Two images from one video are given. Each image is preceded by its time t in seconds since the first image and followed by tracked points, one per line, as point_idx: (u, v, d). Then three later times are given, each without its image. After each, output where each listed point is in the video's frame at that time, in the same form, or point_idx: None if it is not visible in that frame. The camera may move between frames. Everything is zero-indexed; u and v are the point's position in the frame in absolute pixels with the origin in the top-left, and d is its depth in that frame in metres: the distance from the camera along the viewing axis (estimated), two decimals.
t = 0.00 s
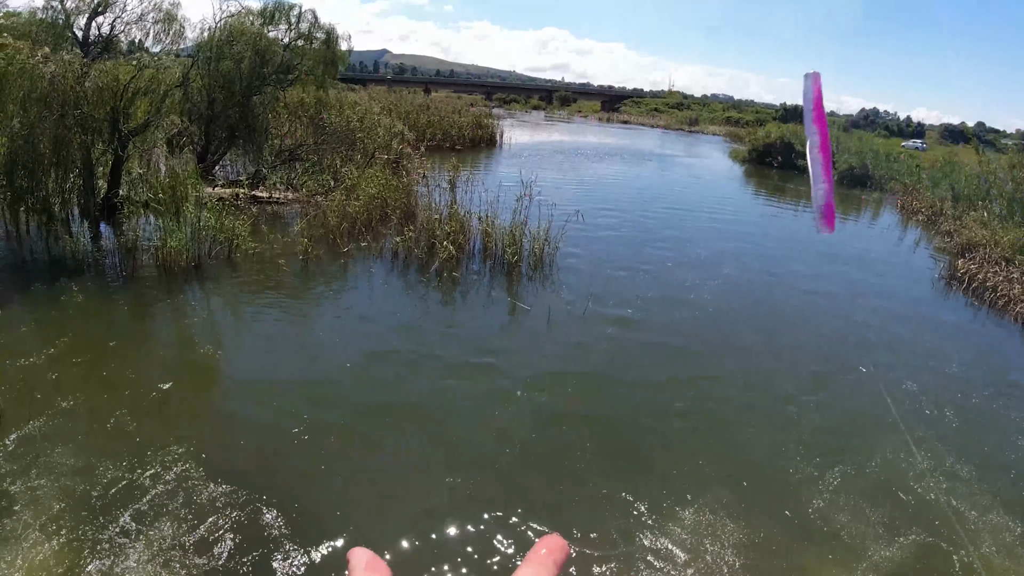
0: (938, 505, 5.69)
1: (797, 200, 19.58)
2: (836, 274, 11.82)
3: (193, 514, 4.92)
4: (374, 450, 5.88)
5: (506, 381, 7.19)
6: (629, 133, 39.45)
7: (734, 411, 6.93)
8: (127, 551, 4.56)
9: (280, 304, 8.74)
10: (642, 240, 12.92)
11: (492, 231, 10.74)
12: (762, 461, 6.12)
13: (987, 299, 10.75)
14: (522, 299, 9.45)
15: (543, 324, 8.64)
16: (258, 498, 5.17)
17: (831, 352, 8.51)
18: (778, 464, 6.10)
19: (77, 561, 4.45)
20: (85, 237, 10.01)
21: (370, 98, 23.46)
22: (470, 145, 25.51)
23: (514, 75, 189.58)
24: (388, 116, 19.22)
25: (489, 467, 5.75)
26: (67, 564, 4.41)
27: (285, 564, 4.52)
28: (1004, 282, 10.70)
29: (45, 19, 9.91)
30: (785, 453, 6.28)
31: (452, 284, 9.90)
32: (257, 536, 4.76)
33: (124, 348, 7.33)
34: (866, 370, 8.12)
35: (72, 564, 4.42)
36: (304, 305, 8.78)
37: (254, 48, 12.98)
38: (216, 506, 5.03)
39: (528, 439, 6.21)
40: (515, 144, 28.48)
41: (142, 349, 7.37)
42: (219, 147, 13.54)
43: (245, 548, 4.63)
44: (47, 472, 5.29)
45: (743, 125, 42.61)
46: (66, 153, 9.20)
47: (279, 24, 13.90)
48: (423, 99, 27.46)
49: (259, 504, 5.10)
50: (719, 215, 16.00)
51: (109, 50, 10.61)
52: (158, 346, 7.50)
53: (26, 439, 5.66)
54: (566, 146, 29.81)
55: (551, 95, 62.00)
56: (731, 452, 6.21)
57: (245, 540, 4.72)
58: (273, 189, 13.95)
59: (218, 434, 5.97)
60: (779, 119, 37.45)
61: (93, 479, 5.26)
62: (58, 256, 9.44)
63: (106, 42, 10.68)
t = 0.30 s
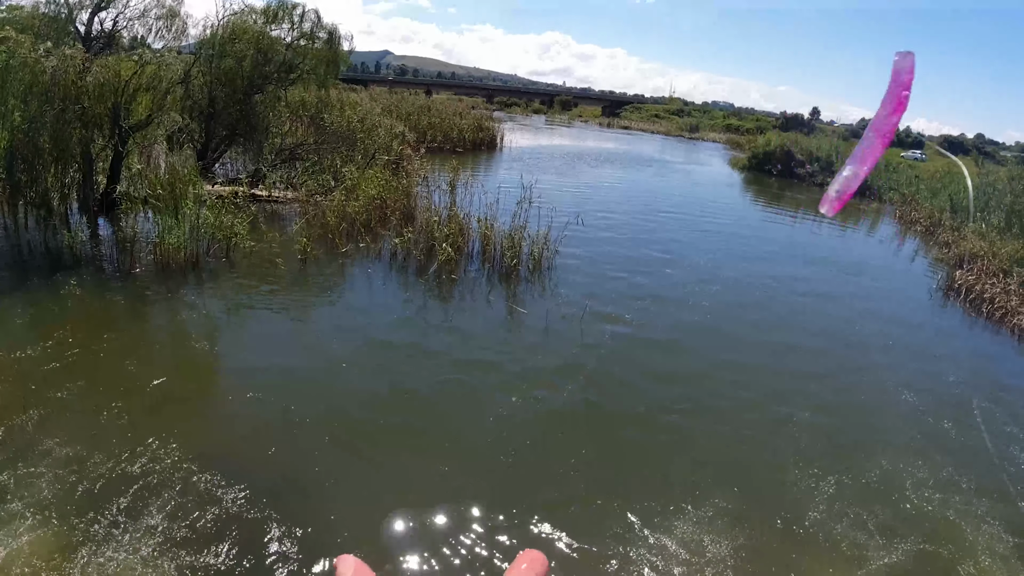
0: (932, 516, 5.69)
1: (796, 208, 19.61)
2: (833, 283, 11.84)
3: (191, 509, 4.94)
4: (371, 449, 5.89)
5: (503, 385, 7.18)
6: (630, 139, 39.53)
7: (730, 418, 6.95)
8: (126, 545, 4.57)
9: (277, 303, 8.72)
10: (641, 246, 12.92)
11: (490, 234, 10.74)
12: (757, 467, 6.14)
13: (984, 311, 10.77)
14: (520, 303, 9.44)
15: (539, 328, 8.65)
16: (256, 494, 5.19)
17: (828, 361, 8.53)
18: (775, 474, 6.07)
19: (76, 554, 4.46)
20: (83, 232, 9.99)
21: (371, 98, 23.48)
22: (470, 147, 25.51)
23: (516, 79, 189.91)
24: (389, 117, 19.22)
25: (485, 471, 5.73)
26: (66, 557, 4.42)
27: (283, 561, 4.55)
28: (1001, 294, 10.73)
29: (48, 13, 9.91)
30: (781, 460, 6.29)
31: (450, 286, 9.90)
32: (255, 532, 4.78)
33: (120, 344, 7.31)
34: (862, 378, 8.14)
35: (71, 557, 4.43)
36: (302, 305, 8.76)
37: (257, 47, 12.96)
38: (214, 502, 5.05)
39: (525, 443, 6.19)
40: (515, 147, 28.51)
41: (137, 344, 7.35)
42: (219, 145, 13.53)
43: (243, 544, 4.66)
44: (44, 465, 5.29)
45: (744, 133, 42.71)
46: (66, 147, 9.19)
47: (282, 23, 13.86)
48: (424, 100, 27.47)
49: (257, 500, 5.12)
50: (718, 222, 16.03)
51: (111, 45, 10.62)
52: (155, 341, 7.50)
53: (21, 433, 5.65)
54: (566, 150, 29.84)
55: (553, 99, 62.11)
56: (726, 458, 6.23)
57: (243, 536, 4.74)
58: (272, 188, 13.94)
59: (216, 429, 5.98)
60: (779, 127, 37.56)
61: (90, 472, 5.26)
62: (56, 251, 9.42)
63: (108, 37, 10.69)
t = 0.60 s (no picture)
0: (926, 520, 5.72)
1: (791, 211, 19.69)
2: (828, 287, 11.89)
3: (186, 507, 4.91)
4: (365, 448, 5.87)
5: (498, 384, 7.17)
6: (626, 140, 39.61)
7: (725, 419, 6.96)
8: (122, 540, 4.56)
9: (271, 301, 8.68)
10: (636, 247, 12.94)
11: (486, 234, 10.73)
12: (752, 470, 6.14)
13: (977, 315, 10.83)
14: (515, 303, 9.43)
15: (534, 328, 8.64)
16: (252, 491, 5.18)
17: (821, 364, 8.56)
18: (770, 476, 6.08)
19: (73, 548, 4.44)
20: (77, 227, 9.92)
21: (367, 96, 23.43)
22: (466, 147, 25.46)
23: (512, 79, 189.94)
24: (385, 115, 19.17)
25: (480, 470, 5.71)
26: (63, 551, 4.40)
27: (279, 557, 4.54)
28: (994, 299, 10.81)
29: (44, 7, 9.86)
30: (776, 462, 6.30)
31: (444, 286, 9.88)
32: (251, 527, 4.78)
33: (113, 339, 7.26)
34: (856, 381, 8.17)
35: (67, 551, 4.42)
36: (296, 302, 8.73)
37: (253, 43, 12.89)
38: (211, 498, 5.04)
39: (520, 443, 6.18)
40: (511, 147, 28.53)
41: (130, 341, 7.29)
42: (214, 141, 13.46)
43: (239, 539, 4.66)
44: (39, 460, 5.27)
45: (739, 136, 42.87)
46: (60, 142, 9.13)
47: (279, 20, 13.79)
48: (421, 99, 27.44)
49: (252, 498, 5.09)
50: (713, 224, 16.07)
51: (107, 40, 10.56)
52: (149, 337, 7.46)
53: (12, 428, 5.61)
54: (562, 151, 29.86)
55: (549, 99, 62.16)
56: (721, 460, 6.23)
57: (240, 532, 4.73)
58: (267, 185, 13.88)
59: (212, 426, 5.97)
60: (774, 130, 37.73)
61: (86, 467, 5.24)
62: (49, 245, 9.36)
63: (104, 32, 10.63)
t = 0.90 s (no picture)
0: (917, 518, 5.78)
1: (782, 210, 19.81)
2: (819, 286, 11.98)
3: (180, 506, 4.87)
4: (359, 446, 5.87)
5: (491, 383, 7.16)
6: (618, 139, 39.67)
7: (718, 418, 6.99)
8: (115, 537, 4.54)
9: (262, 299, 8.61)
10: (627, 246, 12.96)
11: (478, 232, 10.71)
12: (744, 469, 6.18)
13: (965, 315, 10.96)
14: (507, 301, 9.42)
15: (526, 327, 8.63)
16: (247, 487, 5.17)
17: (812, 363, 8.62)
18: (763, 475, 6.12)
19: (64, 545, 4.41)
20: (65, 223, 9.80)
21: (359, 93, 23.31)
22: (458, 144, 25.42)
23: (504, 77, 189.81)
24: (376, 112, 19.09)
25: (475, 469, 5.71)
26: (57, 548, 4.37)
27: (272, 555, 4.54)
28: (982, 299, 10.93)
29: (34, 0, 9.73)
30: (766, 461, 6.34)
31: (436, 284, 9.85)
32: (245, 524, 4.77)
33: (102, 337, 7.18)
34: (848, 381, 8.23)
35: (60, 550, 4.38)
36: (287, 300, 8.67)
37: (245, 39, 12.79)
38: (203, 496, 5.02)
39: (514, 442, 6.18)
40: (503, 145, 28.50)
41: (120, 338, 7.22)
42: (205, 137, 13.35)
43: (234, 536, 4.65)
44: (29, 457, 5.22)
45: (730, 135, 43.04)
46: (50, 137, 9.02)
47: (270, 16, 13.67)
48: (412, 96, 27.35)
49: (247, 497, 5.06)
50: (703, 223, 16.14)
51: (98, 35, 10.44)
52: (139, 334, 7.39)
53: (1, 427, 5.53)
54: (554, 149, 29.86)
55: (541, 97, 62.12)
56: (714, 459, 6.26)
57: (234, 529, 4.72)
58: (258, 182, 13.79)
59: (203, 423, 5.94)
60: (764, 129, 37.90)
61: (77, 463, 5.20)
62: (37, 242, 9.24)
63: (94, 27, 10.51)
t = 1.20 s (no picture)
0: (914, 518, 5.79)
1: (778, 212, 19.85)
2: (815, 287, 12.01)
3: (177, 505, 4.88)
4: (354, 448, 5.84)
5: (488, 385, 7.16)
6: (614, 140, 39.74)
7: (716, 419, 7.01)
8: (109, 538, 4.50)
9: (259, 301, 8.60)
10: (624, 247, 12.98)
11: (474, 234, 10.72)
12: (742, 471, 6.17)
13: (961, 316, 10.99)
14: (504, 303, 9.42)
15: (524, 328, 8.64)
16: (240, 489, 5.14)
17: (809, 364, 8.65)
18: (759, 476, 6.13)
19: (59, 547, 4.37)
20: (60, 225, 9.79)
21: (356, 94, 23.30)
22: (455, 146, 25.42)
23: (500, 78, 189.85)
24: (372, 114, 19.07)
25: (471, 470, 5.72)
26: (53, 547, 4.36)
27: (271, 554, 4.53)
28: (978, 299, 10.98)
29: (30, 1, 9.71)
30: (764, 462, 6.33)
31: (433, 286, 9.85)
32: (241, 525, 4.75)
33: (98, 339, 7.15)
34: (844, 382, 8.26)
35: (56, 548, 4.36)
36: (284, 302, 8.65)
37: (241, 40, 12.75)
38: (201, 495, 5.02)
39: (511, 442, 6.18)
40: (500, 147, 28.51)
41: (116, 339, 7.20)
42: (201, 139, 13.34)
43: (231, 535, 4.64)
44: (23, 459, 5.19)
45: (726, 136, 43.19)
46: (45, 140, 8.99)
47: (267, 17, 13.63)
48: (409, 98, 27.35)
49: (245, 496, 5.07)
50: (700, 225, 16.17)
51: (93, 36, 10.42)
52: (136, 335, 7.37)
53: None
54: (551, 150, 29.89)
55: (537, 99, 62.17)
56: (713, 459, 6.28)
57: (231, 528, 4.71)
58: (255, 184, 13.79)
59: (201, 424, 5.93)
60: (760, 131, 38.03)
61: (72, 464, 5.17)
62: (33, 244, 9.21)
63: (90, 28, 10.48)
